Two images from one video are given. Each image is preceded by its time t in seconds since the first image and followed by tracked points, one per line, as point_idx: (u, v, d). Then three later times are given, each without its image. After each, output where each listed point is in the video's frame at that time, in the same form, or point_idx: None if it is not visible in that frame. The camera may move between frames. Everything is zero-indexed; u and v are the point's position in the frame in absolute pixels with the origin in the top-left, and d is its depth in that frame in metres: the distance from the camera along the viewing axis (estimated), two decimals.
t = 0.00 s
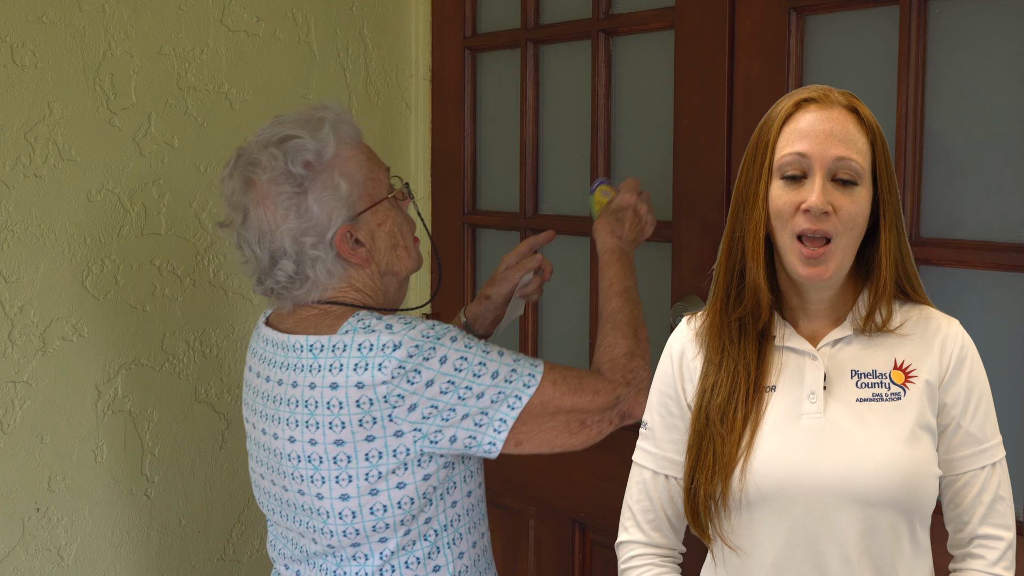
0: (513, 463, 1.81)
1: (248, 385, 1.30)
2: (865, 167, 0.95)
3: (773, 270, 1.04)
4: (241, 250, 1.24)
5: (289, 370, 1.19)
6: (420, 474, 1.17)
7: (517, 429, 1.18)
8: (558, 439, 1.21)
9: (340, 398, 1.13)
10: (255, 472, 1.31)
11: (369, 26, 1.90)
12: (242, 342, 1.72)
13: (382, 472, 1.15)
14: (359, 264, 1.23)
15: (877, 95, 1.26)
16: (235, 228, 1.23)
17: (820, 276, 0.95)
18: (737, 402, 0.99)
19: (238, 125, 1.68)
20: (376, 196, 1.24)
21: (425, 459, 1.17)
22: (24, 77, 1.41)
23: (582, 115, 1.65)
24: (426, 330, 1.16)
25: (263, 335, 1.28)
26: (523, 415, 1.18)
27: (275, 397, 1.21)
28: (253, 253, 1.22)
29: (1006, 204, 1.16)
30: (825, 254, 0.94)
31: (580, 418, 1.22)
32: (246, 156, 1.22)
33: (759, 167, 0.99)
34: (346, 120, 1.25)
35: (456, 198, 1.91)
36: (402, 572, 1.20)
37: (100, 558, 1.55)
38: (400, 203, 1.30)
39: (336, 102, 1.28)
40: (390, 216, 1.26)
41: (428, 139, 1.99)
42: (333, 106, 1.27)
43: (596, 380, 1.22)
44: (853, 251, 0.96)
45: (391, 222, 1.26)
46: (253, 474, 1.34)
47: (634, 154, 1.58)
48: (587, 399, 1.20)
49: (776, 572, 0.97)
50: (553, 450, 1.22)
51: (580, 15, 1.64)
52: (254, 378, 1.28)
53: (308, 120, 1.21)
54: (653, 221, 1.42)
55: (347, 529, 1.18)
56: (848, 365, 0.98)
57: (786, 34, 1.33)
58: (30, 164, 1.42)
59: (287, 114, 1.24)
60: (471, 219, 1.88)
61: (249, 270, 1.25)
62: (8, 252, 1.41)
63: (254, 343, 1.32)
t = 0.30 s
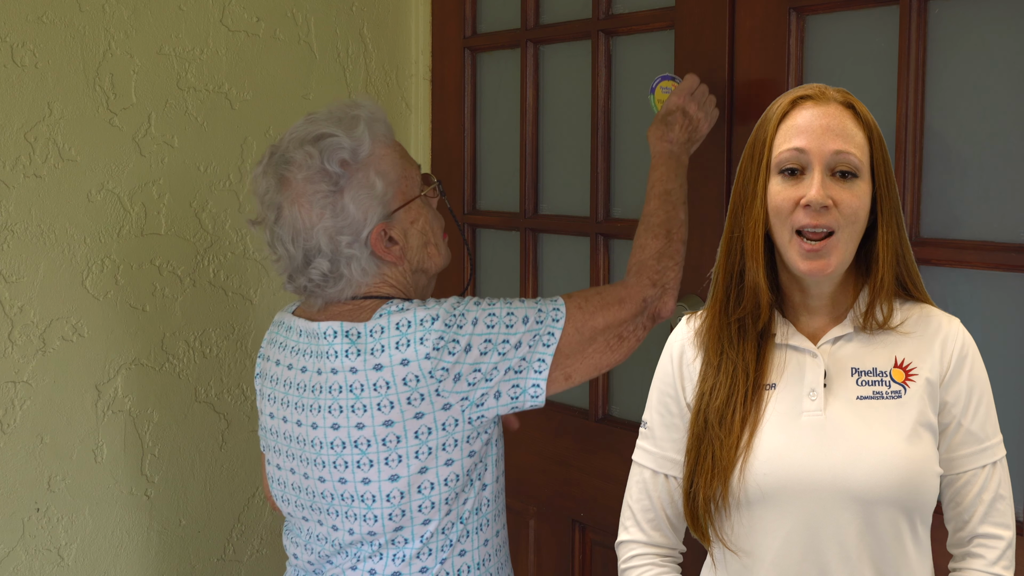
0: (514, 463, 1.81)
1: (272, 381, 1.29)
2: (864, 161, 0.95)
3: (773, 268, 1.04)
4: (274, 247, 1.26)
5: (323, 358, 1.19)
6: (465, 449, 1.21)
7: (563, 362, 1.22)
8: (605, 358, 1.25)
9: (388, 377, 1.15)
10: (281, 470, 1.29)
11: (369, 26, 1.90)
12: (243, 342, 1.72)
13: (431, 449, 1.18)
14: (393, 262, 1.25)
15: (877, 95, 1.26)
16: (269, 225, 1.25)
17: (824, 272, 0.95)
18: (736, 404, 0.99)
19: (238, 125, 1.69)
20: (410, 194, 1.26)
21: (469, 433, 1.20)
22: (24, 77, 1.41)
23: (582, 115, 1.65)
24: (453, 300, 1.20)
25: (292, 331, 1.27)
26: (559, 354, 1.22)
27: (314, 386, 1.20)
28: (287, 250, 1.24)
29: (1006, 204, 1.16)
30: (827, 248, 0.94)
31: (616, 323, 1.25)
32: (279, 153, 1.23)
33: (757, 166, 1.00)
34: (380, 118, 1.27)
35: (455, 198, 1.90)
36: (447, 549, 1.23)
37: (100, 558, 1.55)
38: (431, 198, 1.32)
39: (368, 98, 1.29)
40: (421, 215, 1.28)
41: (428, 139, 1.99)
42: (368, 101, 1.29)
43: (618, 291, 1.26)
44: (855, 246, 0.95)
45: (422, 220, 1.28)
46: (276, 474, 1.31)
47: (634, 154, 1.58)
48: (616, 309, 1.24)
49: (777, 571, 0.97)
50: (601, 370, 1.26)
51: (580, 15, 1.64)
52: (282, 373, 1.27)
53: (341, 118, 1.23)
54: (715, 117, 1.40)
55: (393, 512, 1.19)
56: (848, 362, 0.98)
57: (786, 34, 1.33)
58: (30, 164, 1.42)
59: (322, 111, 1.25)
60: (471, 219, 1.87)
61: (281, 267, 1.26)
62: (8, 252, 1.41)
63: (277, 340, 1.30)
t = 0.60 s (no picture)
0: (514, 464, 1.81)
1: (283, 378, 1.29)
2: (864, 163, 0.94)
3: (773, 270, 1.04)
4: (286, 248, 1.27)
5: (337, 352, 1.20)
6: (478, 433, 1.22)
7: (569, 338, 1.25)
8: (608, 330, 1.28)
9: (402, 366, 1.17)
10: (299, 463, 1.29)
11: (369, 26, 1.90)
12: (243, 342, 1.72)
13: (447, 434, 1.19)
14: (403, 257, 1.26)
15: (876, 95, 1.26)
16: (281, 227, 1.26)
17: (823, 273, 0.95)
18: (735, 406, 0.99)
19: (238, 125, 1.68)
20: (415, 190, 1.26)
21: (482, 417, 1.22)
22: (24, 77, 1.41)
23: (582, 114, 1.65)
24: (455, 291, 1.22)
25: (306, 327, 1.27)
26: (562, 331, 1.24)
27: (330, 378, 1.21)
28: (299, 251, 1.25)
29: (1006, 204, 1.16)
30: (825, 251, 0.94)
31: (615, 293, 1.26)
32: (287, 158, 1.24)
33: (758, 168, 0.99)
34: (383, 118, 1.27)
35: (456, 198, 1.90)
36: (465, 530, 1.24)
37: (100, 558, 1.55)
38: (437, 191, 1.32)
39: (371, 99, 1.29)
40: (429, 209, 1.28)
41: (428, 138, 1.99)
42: (370, 102, 1.29)
43: (615, 264, 1.28)
44: (854, 248, 0.95)
45: (430, 215, 1.28)
46: (292, 467, 1.30)
47: (634, 154, 1.58)
48: (615, 284, 1.26)
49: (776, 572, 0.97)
50: (605, 341, 1.28)
51: (579, 15, 1.63)
52: (296, 368, 1.27)
53: (345, 120, 1.23)
54: (718, 80, 1.39)
55: (412, 498, 1.19)
56: (848, 364, 0.98)
57: (786, 34, 1.33)
58: (30, 164, 1.42)
59: (326, 114, 1.25)
60: (471, 219, 1.87)
61: (294, 267, 1.27)
62: (8, 252, 1.41)
63: (290, 336, 1.30)
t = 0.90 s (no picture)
0: (514, 464, 1.81)
1: (285, 373, 1.30)
2: (864, 164, 0.94)
3: (773, 271, 1.04)
4: (286, 245, 1.27)
5: (334, 344, 1.21)
6: (474, 424, 1.22)
7: (562, 327, 1.24)
8: (600, 319, 1.27)
9: (398, 357, 1.17)
10: (300, 456, 1.29)
11: (369, 26, 1.90)
12: (243, 342, 1.72)
13: (443, 424, 1.19)
14: (399, 255, 1.25)
15: (876, 95, 1.26)
16: (282, 224, 1.26)
17: (824, 273, 0.94)
18: (735, 407, 0.99)
19: (238, 126, 1.68)
20: (413, 189, 1.26)
21: (478, 407, 1.21)
22: (24, 77, 1.41)
23: (582, 114, 1.65)
24: (450, 284, 1.22)
25: (307, 322, 1.28)
26: (556, 321, 1.23)
27: (329, 371, 1.21)
28: (298, 248, 1.25)
29: (1006, 204, 1.16)
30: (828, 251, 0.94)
31: (605, 280, 1.25)
32: (287, 157, 1.24)
33: (758, 169, 0.99)
34: (382, 118, 1.26)
35: (455, 198, 1.90)
36: (461, 518, 1.24)
37: (100, 558, 1.55)
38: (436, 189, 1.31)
39: (370, 99, 1.30)
40: (426, 208, 1.27)
41: (428, 138, 1.99)
42: (370, 101, 1.29)
43: (605, 252, 1.27)
44: (856, 248, 0.95)
45: (428, 213, 1.28)
46: (294, 460, 1.31)
47: (634, 154, 1.58)
48: (606, 271, 1.25)
49: (778, 572, 0.97)
50: (597, 330, 1.28)
51: (579, 15, 1.63)
52: (297, 362, 1.27)
53: (344, 120, 1.23)
54: (723, 72, 1.39)
55: (409, 487, 1.19)
56: (849, 364, 0.97)
57: (786, 34, 1.33)
58: (30, 164, 1.42)
59: (325, 114, 1.25)
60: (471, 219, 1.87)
61: (294, 263, 1.27)
62: (8, 252, 1.40)
63: (292, 332, 1.30)
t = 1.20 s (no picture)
0: (514, 464, 1.81)
1: (284, 373, 1.30)
2: (865, 163, 0.94)
3: (775, 270, 1.04)
4: (286, 243, 1.28)
5: (332, 342, 1.21)
6: (472, 421, 1.22)
7: (558, 324, 1.23)
8: (598, 315, 1.26)
9: (395, 355, 1.17)
10: (300, 455, 1.29)
11: (369, 26, 1.90)
12: (243, 342, 1.72)
13: (441, 422, 1.19)
14: (398, 254, 1.25)
15: (876, 95, 1.26)
16: (281, 223, 1.27)
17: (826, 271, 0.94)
18: (737, 407, 0.99)
19: (238, 126, 1.68)
20: (411, 188, 1.26)
21: (475, 404, 1.21)
22: (24, 77, 1.40)
23: (582, 114, 1.65)
24: (447, 282, 1.22)
25: (307, 321, 1.28)
26: (553, 318, 1.23)
27: (327, 369, 1.21)
28: (298, 246, 1.25)
29: (1006, 204, 1.16)
30: (829, 249, 0.94)
31: (600, 274, 1.25)
32: (287, 156, 1.24)
33: (758, 168, 1.00)
34: (380, 117, 1.26)
35: (456, 198, 1.90)
36: (459, 516, 1.24)
37: (100, 558, 1.55)
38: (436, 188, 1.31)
39: (370, 98, 1.29)
40: (425, 207, 1.27)
41: (427, 138, 1.99)
42: (370, 100, 1.29)
43: (601, 248, 1.27)
44: (858, 246, 0.95)
45: (426, 212, 1.27)
46: (294, 459, 1.31)
47: (634, 154, 1.58)
48: (601, 267, 1.25)
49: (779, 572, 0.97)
50: (595, 326, 1.27)
51: (579, 15, 1.63)
52: (296, 361, 1.27)
53: (343, 119, 1.23)
54: (724, 68, 1.38)
55: (407, 485, 1.19)
56: (851, 365, 0.98)
57: (786, 34, 1.33)
58: (30, 165, 1.42)
59: (324, 113, 1.26)
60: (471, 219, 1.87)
61: (295, 261, 1.28)
62: (8, 252, 1.40)
63: (293, 331, 1.30)
